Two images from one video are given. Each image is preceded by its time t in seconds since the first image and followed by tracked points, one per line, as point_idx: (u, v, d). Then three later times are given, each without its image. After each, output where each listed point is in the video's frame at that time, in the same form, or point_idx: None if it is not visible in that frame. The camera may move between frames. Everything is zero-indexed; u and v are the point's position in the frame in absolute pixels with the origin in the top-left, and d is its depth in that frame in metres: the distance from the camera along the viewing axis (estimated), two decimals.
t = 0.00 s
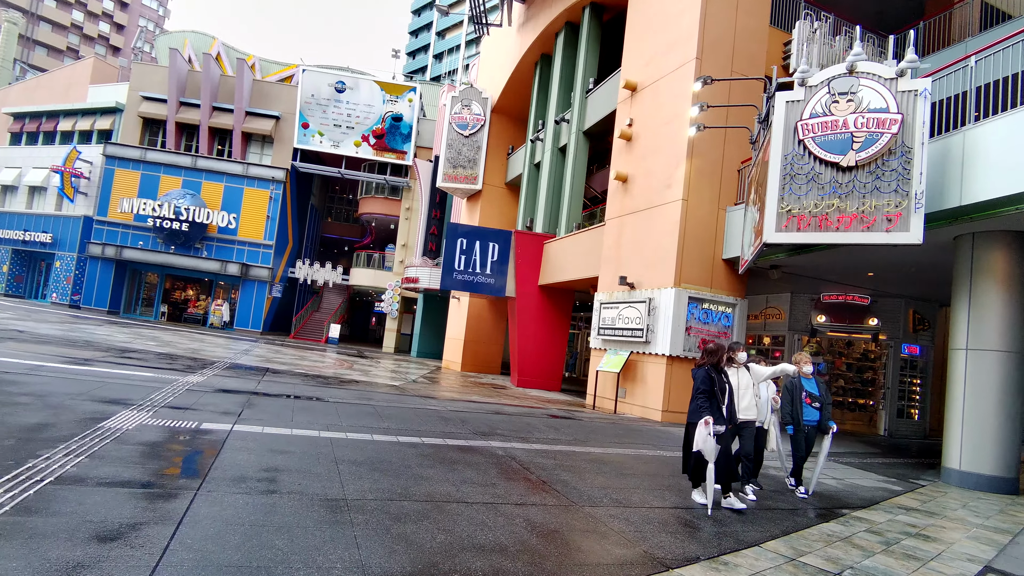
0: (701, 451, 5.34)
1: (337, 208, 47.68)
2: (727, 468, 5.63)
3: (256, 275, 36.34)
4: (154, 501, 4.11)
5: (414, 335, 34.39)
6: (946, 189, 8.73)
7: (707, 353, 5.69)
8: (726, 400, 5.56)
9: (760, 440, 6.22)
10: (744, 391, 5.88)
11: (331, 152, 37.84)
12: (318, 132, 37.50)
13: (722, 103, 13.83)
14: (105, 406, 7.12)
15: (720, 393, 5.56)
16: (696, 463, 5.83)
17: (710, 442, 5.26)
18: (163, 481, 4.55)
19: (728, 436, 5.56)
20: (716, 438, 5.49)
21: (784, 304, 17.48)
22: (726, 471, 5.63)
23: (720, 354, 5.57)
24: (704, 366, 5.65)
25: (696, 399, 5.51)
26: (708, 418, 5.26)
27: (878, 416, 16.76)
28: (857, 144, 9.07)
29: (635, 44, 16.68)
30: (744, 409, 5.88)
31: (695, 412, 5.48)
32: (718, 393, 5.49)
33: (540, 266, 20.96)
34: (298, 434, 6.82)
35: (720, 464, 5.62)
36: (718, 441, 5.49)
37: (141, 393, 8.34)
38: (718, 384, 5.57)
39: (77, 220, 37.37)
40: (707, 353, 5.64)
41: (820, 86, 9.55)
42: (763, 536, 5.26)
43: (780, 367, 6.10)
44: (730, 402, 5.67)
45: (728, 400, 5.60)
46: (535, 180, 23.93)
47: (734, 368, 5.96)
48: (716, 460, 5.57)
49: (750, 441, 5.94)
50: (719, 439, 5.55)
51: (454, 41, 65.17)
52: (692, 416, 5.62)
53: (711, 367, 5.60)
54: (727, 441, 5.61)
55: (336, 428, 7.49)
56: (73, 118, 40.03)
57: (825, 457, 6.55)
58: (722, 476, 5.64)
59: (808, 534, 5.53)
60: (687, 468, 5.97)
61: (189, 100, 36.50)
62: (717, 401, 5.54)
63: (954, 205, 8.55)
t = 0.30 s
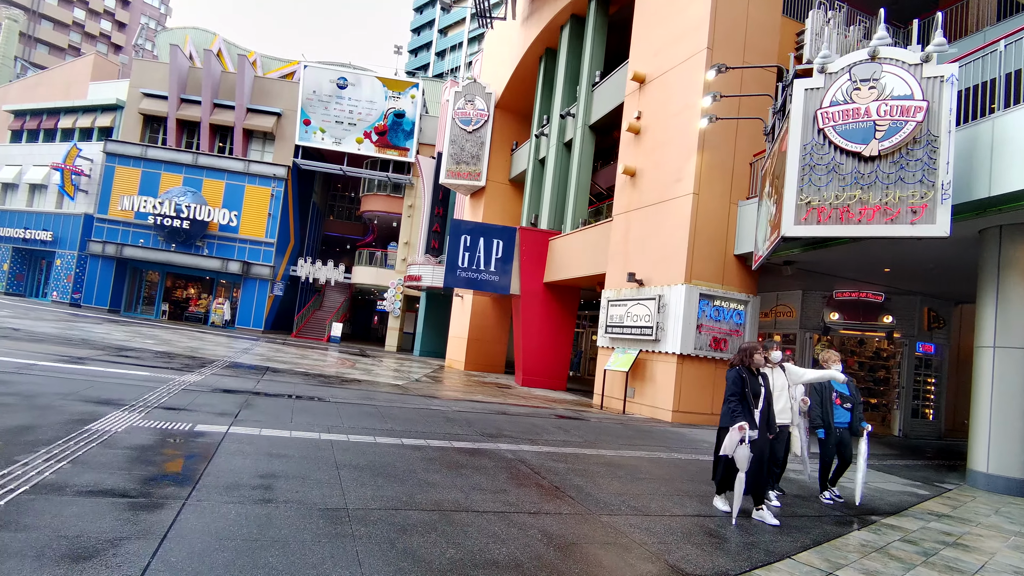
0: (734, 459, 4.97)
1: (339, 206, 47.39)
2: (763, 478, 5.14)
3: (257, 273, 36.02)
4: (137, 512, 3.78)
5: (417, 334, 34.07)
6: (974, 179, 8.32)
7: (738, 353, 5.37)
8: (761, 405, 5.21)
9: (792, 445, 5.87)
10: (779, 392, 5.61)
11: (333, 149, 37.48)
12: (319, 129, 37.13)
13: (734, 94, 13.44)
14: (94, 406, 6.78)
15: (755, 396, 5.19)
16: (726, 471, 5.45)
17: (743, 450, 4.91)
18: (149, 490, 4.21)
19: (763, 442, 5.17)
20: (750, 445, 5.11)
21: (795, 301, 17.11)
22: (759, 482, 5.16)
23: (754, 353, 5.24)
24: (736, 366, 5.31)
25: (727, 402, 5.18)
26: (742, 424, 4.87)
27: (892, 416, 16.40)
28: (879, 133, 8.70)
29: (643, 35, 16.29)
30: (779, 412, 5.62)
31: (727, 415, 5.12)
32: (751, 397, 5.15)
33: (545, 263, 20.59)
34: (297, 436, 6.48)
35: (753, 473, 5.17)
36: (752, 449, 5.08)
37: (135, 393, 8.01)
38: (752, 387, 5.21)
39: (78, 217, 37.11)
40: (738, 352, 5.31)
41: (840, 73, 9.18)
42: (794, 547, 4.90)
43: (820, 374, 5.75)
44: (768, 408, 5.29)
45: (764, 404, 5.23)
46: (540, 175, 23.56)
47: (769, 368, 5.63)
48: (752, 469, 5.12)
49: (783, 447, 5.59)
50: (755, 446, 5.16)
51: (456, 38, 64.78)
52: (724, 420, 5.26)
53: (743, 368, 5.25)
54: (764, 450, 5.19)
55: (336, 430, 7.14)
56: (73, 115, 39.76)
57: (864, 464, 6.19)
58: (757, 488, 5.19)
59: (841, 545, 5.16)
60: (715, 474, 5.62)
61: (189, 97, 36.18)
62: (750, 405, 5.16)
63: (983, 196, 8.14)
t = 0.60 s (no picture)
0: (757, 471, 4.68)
1: (340, 206, 47.12)
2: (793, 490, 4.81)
3: (257, 273, 35.73)
4: (111, 531, 3.43)
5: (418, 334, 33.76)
6: (1000, 173, 7.93)
7: (776, 357, 5.06)
8: (798, 413, 4.84)
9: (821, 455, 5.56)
10: (824, 397, 5.15)
11: (333, 147, 37.19)
12: (320, 127, 36.85)
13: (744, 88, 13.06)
14: (79, 411, 6.45)
15: (789, 402, 4.84)
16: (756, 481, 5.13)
17: (770, 461, 4.60)
18: (128, 506, 3.87)
19: (796, 455, 4.80)
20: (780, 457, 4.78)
21: (805, 301, 16.72)
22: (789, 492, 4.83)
23: (792, 356, 4.91)
24: (772, 370, 4.99)
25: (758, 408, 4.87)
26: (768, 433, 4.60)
27: (904, 418, 16.03)
28: (900, 126, 8.33)
29: (649, 28, 15.91)
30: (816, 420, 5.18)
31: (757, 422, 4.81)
32: (786, 405, 4.82)
33: (549, 262, 20.22)
34: (291, 443, 6.14)
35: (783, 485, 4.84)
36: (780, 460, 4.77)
37: (124, 396, 7.68)
38: (787, 393, 4.86)
39: (78, 217, 36.87)
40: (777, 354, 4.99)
41: (858, 63, 8.83)
42: (822, 564, 4.54)
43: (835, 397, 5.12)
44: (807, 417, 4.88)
45: (802, 413, 4.85)
46: (543, 173, 23.21)
47: (813, 372, 5.20)
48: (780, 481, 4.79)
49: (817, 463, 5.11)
50: (785, 456, 4.82)
51: (459, 37, 64.49)
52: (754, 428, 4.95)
53: (778, 371, 4.93)
54: (797, 464, 4.80)
55: (333, 436, 6.79)
56: (73, 114, 39.48)
57: (898, 476, 5.83)
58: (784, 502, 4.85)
59: (872, 562, 4.80)
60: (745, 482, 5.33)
61: (189, 95, 35.90)
62: (781, 412, 4.82)
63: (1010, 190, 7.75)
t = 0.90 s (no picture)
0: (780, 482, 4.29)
1: (340, 204, 46.81)
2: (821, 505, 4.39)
3: (256, 272, 35.40)
4: (72, 553, 3.07)
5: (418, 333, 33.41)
6: None
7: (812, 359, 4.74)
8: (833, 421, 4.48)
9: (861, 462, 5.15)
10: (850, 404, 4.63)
11: (333, 145, 36.86)
12: (319, 125, 36.51)
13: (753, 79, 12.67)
14: (58, 414, 6.09)
15: (823, 408, 4.50)
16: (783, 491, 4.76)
17: (795, 471, 4.23)
18: (96, 522, 3.51)
19: (827, 466, 4.44)
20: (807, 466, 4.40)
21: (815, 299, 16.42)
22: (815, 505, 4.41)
23: (831, 359, 4.57)
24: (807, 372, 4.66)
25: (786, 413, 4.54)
26: (794, 440, 4.24)
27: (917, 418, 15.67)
28: (921, 114, 7.96)
29: (654, 19, 15.52)
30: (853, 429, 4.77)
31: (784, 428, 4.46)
32: (815, 410, 4.45)
33: (552, 259, 19.86)
34: (282, 449, 5.79)
35: (812, 499, 4.45)
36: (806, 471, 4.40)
37: (110, 398, 7.33)
38: (821, 397, 4.51)
39: (75, 216, 36.55)
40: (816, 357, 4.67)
41: (877, 49, 8.47)
42: None
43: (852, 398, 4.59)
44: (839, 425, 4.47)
45: (835, 421, 4.49)
46: (546, 170, 22.85)
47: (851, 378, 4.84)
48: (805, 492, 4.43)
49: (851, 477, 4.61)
50: (814, 466, 4.44)
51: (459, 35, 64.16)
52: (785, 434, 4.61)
53: (815, 375, 4.60)
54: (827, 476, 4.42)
55: (327, 440, 6.43)
56: (70, 112, 39.14)
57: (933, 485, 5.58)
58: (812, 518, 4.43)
59: None
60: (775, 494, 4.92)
61: (187, 92, 35.55)
62: (814, 418, 4.46)
63: None
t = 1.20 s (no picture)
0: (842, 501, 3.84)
1: (343, 203, 46.56)
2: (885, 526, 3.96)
3: (259, 270, 35.14)
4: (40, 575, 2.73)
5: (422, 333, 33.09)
6: None
7: (859, 360, 4.31)
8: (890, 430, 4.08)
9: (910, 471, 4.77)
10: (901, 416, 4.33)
11: (336, 142, 36.60)
12: (322, 122, 36.25)
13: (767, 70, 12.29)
14: (44, 417, 5.76)
15: (881, 417, 4.06)
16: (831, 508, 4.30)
17: (859, 489, 3.79)
18: (71, 539, 3.17)
19: (887, 481, 4.03)
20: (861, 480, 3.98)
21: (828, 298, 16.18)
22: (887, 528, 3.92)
23: (886, 361, 4.15)
24: (856, 374, 4.22)
25: (839, 423, 4.08)
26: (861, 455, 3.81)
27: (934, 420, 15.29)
28: (950, 102, 7.60)
29: (664, 11, 15.15)
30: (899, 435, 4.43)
31: (838, 441, 4.01)
32: (872, 418, 4.03)
33: (558, 257, 19.51)
34: (280, 453, 5.45)
35: (872, 520, 3.98)
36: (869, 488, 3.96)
37: (102, 400, 7.00)
38: (878, 403, 4.08)
39: (77, 214, 36.35)
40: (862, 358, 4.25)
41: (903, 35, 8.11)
42: None
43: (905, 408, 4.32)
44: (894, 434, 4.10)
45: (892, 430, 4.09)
46: (551, 166, 22.50)
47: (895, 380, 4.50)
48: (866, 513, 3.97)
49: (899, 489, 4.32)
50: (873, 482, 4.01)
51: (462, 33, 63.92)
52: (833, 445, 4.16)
53: (867, 378, 4.15)
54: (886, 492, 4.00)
55: (327, 444, 6.09)
56: (72, 109, 38.91)
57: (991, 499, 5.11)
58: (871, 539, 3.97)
59: None
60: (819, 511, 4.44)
61: (189, 90, 35.28)
62: (872, 427, 4.03)
63: None
